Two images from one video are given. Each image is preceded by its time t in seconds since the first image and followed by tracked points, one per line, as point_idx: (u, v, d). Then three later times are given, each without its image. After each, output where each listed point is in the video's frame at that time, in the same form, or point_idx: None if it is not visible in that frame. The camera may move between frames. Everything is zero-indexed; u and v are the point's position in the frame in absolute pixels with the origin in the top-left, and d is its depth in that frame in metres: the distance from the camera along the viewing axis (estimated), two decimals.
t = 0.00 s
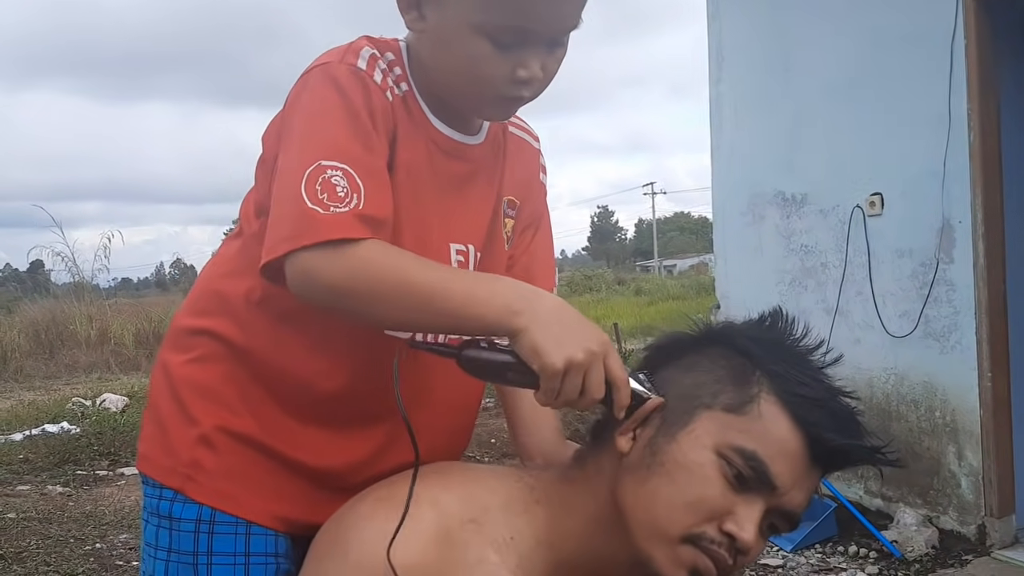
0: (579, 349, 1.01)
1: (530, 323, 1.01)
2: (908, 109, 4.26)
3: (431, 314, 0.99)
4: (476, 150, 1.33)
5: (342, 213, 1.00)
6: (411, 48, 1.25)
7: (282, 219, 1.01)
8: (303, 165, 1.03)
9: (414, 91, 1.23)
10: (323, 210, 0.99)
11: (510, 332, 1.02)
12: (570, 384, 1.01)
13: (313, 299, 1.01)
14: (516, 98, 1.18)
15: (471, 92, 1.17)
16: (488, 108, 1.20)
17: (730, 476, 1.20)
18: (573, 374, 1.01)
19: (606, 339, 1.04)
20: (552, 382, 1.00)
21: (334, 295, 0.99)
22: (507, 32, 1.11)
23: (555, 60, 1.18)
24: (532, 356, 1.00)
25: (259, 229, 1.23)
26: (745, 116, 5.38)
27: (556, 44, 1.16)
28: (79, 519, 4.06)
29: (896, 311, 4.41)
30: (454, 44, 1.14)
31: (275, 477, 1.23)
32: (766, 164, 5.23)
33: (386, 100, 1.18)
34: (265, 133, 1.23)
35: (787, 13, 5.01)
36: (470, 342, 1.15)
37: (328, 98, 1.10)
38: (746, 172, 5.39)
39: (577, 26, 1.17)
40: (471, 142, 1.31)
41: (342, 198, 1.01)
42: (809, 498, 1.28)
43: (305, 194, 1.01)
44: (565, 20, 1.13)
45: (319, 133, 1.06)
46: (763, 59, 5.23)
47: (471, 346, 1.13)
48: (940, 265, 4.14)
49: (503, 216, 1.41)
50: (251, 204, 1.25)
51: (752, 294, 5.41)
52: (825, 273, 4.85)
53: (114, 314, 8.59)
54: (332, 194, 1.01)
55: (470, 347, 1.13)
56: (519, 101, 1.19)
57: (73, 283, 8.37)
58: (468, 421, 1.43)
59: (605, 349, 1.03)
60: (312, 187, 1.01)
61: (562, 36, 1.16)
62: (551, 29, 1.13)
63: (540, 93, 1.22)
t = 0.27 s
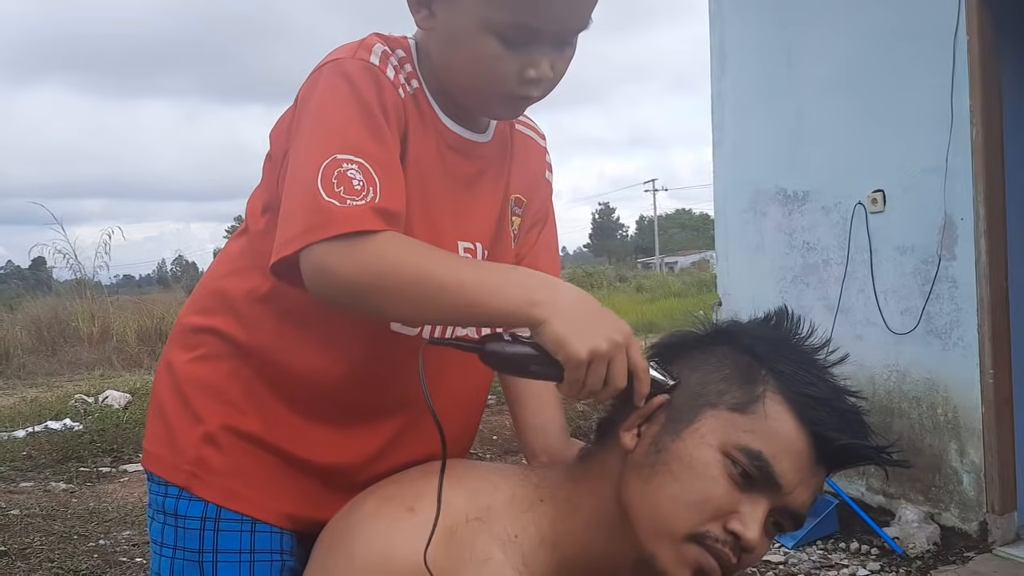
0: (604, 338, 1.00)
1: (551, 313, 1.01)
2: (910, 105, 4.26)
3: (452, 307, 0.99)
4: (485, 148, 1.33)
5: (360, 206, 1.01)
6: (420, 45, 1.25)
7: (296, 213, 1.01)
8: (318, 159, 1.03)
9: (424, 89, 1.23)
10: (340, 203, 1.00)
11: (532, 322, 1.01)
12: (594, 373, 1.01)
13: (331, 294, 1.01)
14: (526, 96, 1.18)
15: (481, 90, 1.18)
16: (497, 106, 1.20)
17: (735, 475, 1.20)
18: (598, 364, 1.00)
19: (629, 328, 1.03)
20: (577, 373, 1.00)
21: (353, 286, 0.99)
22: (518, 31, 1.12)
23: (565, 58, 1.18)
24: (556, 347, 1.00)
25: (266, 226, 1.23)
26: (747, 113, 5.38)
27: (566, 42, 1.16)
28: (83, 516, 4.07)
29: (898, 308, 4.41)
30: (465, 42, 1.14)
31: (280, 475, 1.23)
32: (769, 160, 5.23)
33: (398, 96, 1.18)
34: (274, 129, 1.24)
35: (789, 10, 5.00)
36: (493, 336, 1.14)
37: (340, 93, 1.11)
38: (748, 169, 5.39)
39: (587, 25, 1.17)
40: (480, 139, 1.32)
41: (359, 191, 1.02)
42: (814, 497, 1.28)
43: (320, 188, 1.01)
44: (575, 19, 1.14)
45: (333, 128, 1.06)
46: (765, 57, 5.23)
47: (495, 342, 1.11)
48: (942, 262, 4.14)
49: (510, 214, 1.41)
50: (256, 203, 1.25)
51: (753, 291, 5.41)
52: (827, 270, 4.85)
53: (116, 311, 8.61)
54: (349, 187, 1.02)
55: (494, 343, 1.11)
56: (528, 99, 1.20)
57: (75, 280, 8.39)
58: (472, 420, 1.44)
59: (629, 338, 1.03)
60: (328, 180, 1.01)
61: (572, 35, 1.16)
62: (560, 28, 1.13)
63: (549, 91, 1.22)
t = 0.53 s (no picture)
0: (618, 285, 1.01)
1: (560, 264, 1.01)
2: (912, 102, 4.25)
3: (463, 276, 0.99)
4: (486, 144, 1.33)
5: (363, 189, 1.01)
6: (423, 40, 1.25)
7: (297, 201, 1.02)
8: (321, 146, 1.04)
9: (423, 85, 1.23)
10: (342, 187, 1.00)
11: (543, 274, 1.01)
12: (609, 321, 1.00)
13: (333, 273, 1.00)
14: (528, 92, 1.18)
15: (483, 87, 1.18)
16: (499, 103, 1.20)
17: (734, 471, 1.20)
18: (613, 311, 1.00)
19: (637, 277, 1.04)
20: (592, 322, 1.00)
21: (356, 266, 0.99)
22: (522, 28, 1.11)
23: (567, 56, 1.18)
24: (571, 295, 1.00)
25: (265, 223, 1.23)
26: (748, 109, 5.38)
27: (569, 41, 1.16)
28: (85, 512, 4.08)
29: (899, 305, 4.41)
30: (468, 38, 1.14)
31: (281, 472, 1.24)
32: (770, 157, 5.22)
33: (401, 89, 1.19)
34: (274, 125, 1.24)
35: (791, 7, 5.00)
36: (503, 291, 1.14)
37: (343, 82, 1.11)
38: (749, 166, 5.39)
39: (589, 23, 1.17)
40: (480, 135, 1.31)
41: (362, 175, 1.02)
42: (813, 492, 1.28)
43: (323, 173, 1.02)
44: (578, 18, 1.14)
45: (336, 116, 1.07)
46: (766, 54, 5.23)
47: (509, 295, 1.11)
48: (944, 258, 4.13)
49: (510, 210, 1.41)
50: (255, 200, 1.25)
51: (754, 288, 5.41)
52: (828, 267, 4.85)
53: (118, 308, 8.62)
54: (351, 171, 1.02)
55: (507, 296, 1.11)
56: (530, 96, 1.20)
57: (77, 277, 8.39)
58: (473, 417, 1.44)
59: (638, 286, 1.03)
60: (331, 165, 1.02)
61: (575, 34, 1.16)
62: (564, 27, 1.13)
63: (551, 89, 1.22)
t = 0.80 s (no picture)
0: (491, 319, 0.96)
1: (438, 297, 0.98)
2: (913, 98, 4.24)
3: (362, 301, 0.99)
4: (469, 141, 1.33)
5: (278, 216, 0.99)
6: (405, 29, 1.25)
7: (222, 225, 1.02)
8: (247, 169, 1.03)
9: (403, 79, 1.23)
10: (257, 214, 0.99)
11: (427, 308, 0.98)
12: (487, 358, 0.96)
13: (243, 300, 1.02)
14: (515, 79, 1.19)
15: (470, 74, 1.18)
16: (485, 91, 1.21)
17: (731, 455, 1.21)
18: (489, 346, 0.96)
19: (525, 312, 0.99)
20: (470, 359, 0.96)
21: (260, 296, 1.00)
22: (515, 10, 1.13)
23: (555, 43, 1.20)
24: (442, 333, 0.97)
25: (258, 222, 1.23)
26: (750, 106, 5.38)
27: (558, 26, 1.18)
28: (86, 508, 4.09)
29: (901, 302, 4.40)
30: (459, 20, 1.15)
31: (275, 467, 1.23)
32: (771, 154, 5.22)
33: (351, 99, 1.15)
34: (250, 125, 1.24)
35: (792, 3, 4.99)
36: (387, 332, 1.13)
37: (286, 96, 1.09)
38: (751, 163, 5.38)
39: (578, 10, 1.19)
40: (460, 132, 1.30)
41: (279, 202, 1.01)
42: (808, 476, 1.29)
43: (243, 198, 1.01)
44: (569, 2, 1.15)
45: (272, 134, 1.06)
46: (768, 50, 5.22)
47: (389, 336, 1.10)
48: (945, 256, 4.12)
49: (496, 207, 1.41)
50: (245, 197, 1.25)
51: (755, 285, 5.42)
52: (829, 264, 4.84)
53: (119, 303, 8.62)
54: (269, 197, 1.01)
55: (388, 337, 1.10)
56: (516, 84, 1.21)
57: (78, 273, 8.39)
58: (468, 413, 1.44)
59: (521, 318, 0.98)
60: (253, 190, 1.01)
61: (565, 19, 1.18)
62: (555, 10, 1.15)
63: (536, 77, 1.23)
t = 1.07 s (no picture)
0: (419, 368, 0.97)
1: (371, 343, 0.99)
2: (917, 95, 4.24)
3: (308, 335, 1.01)
4: (445, 145, 1.32)
5: (234, 247, 1.02)
6: (382, 32, 1.25)
7: (181, 251, 1.04)
8: (202, 196, 1.05)
9: (372, 87, 1.23)
10: (214, 246, 1.01)
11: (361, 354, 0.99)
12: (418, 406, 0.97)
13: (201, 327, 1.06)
14: (496, 84, 1.19)
15: (450, 81, 1.18)
16: (465, 97, 1.21)
17: (725, 445, 1.22)
18: (417, 395, 0.97)
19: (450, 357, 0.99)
20: (402, 406, 0.97)
21: (215, 326, 1.03)
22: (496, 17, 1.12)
23: (535, 51, 1.20)
24: (374, 380, 0.98)
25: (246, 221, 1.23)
26: (752, 103, 5.38)
27: (540, 32, 1.18)
28: (90, 503, 4.10)
29: (904, 299, 4.39)
30: (439, 28, 1.14)
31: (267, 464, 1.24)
32: (774, 151, 5.22)
33: (302, 119, 1.14)
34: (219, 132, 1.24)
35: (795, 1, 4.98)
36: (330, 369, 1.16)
37: (238, 117, 1.09)
38: (755, 160, 5.38)
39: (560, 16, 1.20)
40: (435, 138, 1.30)
41: (236, 232, 1.03)
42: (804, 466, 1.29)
43: (200, 227, 1.03)
44: (552, 8, 1.16)
45: (228, 156, 1.07)
46: (770, 47, 5.22)
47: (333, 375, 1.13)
48: (949, 253, 4.12)
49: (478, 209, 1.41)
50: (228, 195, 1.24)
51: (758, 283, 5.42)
52: (832, 261, 4.84)
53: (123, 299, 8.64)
54: (226, 227, 1.03)
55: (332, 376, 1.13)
56: (497, 89, 1.21)
57: (83, 269, 8.42)
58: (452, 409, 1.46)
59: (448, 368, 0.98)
60: (210, 218, 1.03)
61: (546, 25, 1.18)
62: (538, 17, 1.15)
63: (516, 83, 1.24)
